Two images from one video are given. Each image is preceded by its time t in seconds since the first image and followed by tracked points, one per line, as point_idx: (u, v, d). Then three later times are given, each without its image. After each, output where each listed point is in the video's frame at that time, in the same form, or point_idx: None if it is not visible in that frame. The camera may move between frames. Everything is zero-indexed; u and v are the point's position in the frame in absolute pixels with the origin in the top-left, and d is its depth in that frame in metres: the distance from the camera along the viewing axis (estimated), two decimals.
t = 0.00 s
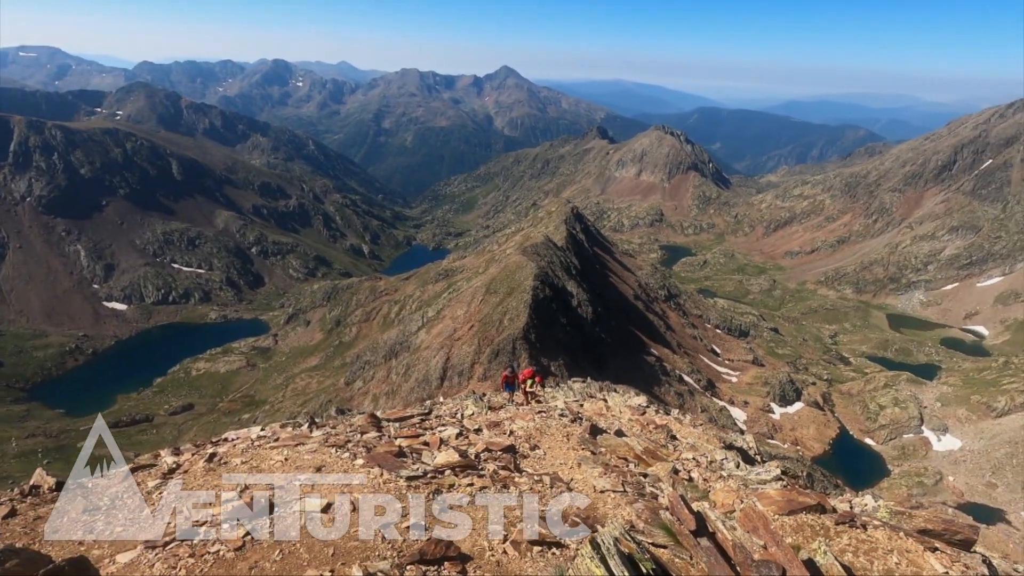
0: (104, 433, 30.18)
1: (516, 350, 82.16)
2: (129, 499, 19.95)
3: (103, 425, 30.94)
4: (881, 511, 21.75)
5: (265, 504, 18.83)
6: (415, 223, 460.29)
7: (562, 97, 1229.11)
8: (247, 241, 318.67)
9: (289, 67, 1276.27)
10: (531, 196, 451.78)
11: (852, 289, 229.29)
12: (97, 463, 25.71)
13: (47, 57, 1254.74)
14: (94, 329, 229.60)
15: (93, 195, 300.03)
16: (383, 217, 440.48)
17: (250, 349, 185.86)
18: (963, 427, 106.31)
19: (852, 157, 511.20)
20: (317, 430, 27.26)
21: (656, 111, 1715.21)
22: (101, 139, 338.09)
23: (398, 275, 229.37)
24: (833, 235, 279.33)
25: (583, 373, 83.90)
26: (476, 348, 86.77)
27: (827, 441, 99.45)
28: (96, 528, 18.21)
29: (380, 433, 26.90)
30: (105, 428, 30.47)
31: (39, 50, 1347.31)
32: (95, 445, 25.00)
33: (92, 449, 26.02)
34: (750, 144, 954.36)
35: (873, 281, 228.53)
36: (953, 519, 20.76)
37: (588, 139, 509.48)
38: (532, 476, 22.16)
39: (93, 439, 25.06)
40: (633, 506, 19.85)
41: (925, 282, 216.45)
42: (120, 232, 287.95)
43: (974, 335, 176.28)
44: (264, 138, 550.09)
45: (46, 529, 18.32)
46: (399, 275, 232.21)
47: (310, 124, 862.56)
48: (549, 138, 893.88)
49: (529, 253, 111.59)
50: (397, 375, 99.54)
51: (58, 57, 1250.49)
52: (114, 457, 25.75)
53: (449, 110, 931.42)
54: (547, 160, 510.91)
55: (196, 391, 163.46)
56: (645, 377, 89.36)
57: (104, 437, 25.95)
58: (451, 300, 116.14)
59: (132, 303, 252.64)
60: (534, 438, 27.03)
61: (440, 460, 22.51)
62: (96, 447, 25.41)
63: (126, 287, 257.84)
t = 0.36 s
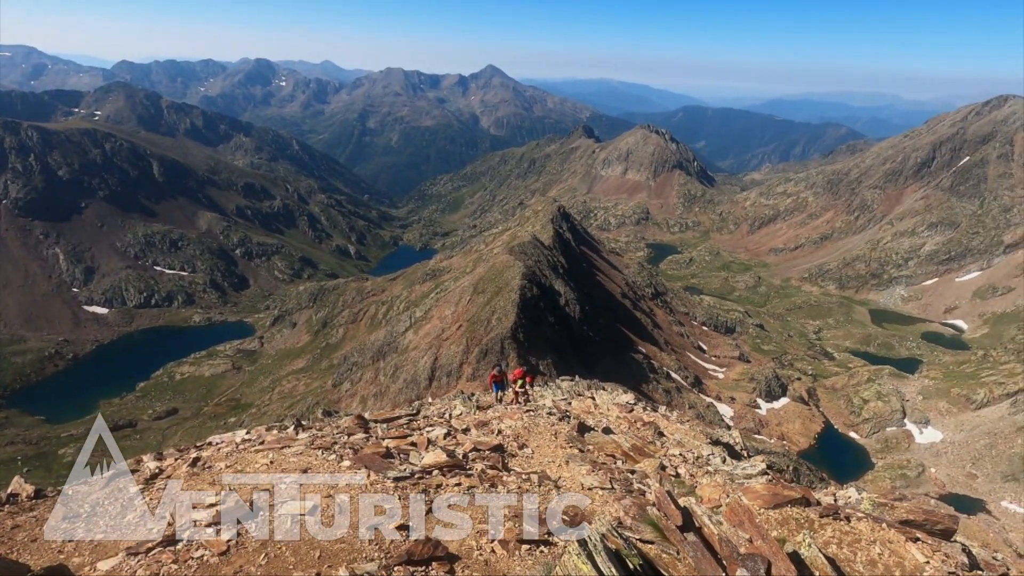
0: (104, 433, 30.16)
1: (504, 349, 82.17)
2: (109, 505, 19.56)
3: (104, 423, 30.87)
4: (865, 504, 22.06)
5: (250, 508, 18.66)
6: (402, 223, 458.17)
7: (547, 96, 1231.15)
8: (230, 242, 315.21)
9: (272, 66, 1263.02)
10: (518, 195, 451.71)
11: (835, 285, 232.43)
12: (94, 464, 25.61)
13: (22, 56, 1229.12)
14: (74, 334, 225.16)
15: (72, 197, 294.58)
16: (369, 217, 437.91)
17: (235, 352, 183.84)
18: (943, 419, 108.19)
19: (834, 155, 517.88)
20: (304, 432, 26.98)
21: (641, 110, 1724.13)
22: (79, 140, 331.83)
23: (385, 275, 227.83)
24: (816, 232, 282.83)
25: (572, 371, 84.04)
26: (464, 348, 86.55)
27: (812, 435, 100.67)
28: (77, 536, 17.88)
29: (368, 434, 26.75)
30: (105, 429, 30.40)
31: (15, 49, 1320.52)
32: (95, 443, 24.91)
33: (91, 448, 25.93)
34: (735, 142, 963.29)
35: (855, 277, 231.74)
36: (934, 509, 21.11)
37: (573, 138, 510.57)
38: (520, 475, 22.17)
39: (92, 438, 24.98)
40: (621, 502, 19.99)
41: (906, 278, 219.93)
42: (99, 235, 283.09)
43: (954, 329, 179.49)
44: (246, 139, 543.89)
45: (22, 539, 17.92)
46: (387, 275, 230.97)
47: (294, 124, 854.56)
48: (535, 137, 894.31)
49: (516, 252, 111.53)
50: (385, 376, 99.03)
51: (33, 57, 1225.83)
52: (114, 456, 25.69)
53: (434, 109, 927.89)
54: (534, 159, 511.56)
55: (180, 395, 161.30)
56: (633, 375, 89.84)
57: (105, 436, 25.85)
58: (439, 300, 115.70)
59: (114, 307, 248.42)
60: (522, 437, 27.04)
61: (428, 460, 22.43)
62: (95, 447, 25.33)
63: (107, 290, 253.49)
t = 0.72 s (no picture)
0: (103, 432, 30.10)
1: (493, 349, 82.22)
2: (96, 510, 19.33)
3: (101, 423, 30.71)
4: (851, 497, 22.28)
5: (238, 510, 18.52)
6: (390, 223, 456.33)
7: (535, 95, 1232.45)
8: (216, 244, 312.03)
9: (258, 66, 1251.69)
10: (506, 194, 451.77)
11: (821, 282, 235.00)
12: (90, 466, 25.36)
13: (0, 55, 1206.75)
14: (57, 338, 221.68)
15: (53, 199, 289.75)
16: (357, 217, 435.69)
17: (222, 355, 182.04)
18: (928, 413, 109.75)
19: (819, 153, 523.39)
20: (292, 434, 26.78)
21: (629, 109, 1729.75)
22: (61, 141, 326.33)
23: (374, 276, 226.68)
24: (802, 229, 285.66)
25: (562, 370, 84.19)
26: (454, 348, 86.36)
27: (800, 431, 101.64)
28: (61, 542, 17.68)
29: (357, 435, 26.60)
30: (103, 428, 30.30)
31: None
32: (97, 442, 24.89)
33: (92, 448, 25.88)
34: (721, 141, 970.06)
35: (841, 274, 234.31)
36: (917, 502, 21.41)
37: (561, 137, 511.11)
38: (511, 474, 22.17)
39: (93, 438, 24.86)
40: (611, 500, 20.06)
41: (890, 274, 222.85)
42: (82, 238, 278.92)
43: (937, 324, 182.22)
44: (232, 139, 538.63)
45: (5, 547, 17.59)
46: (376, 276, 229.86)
47: (280, 124, 847.65)
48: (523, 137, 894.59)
49: (506, 252, 111.47)
50: (374, 378, 98.59)
51: (12, 56, 1203.99)
52: (116, 454, 25.61)
53: (422, 109, 924.91)
54: (522, 158, 511.81)
55: (166, 399, 159.50)
56: (622, 373, 90.14)
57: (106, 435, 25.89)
58: (428, 300, 115.35)
59: (97, 311, 244.84)
60: (513, 436, 27.03)
61: (419, 460, 22.36)
62: (97, 447, 25.32)
63: (91, 293, 249.74)
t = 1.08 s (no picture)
0: (102, 432, 29.96)
1: (485, 349, 82.31)
2: (82, 515, 19.06)
3: (100, 423, 30.64)
4: (839, 492, 22.50)
5: (227, 514, 18.32)
6: (380, 224, 454.82)
7: (525, 95, 1233.57)
8: (205, 246, 309.32)
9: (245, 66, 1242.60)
10: (497, 194, 451.84)
11: (810, 279, 237.12)
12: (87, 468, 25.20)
13: None
14: (43, 342, 218.47)
15: (37, 201, 285.67)
16: (347, 218, 433.89)
17: (212, 357, 180.58)
18: (915, 409, 110.99)
19: (806, 152, 528.23)
20: (282, 437, 26.62)
21: (618, 108, 1736.43)
22: (44, 142, 321.75)
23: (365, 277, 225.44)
24: (791, 227, 288.13)
25: (554, 369, 84.20)
26: (445, 348, 86.21)
27: (790, 427, 102.40)
28: (46, 548, 17.39)
29: (348, 437, 26.44)
30: (101, 429, 30.17)
31: None
32: (95, 443, 24.79)
33: (89, 449, 25.79)
34: (710, 140, 976.24)
35: (829, 271, 236.52)
36: (904, 496, 21.65)
37: (552, 137, 511.78)
38: (503, 473, 22.17)
39: (90, 440, 24.71)
40: (603, 498, 20.11)
41: (878, 271, 225.27)
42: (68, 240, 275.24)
43: (924, 320, 184.48)
44: (220, 139, 534.30)
45: None
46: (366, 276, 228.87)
47: (268, 124, 842.00)
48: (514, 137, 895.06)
49: (497, 251, 111.35)
50: (366, 379, 98.21)
51: None
52: (113, 455, 25.49)
53: (412, 109, 922.75)
54: (512, 158, 512.20)
55: (155, 403, 157.92)
56: (614, 372, 90.34)
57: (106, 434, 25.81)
58: (419, 301, 115.04)
59: (83, 314, 241.72)
60: (504, 436, 26.99)
61: (410, 461, 22.29)
62: (96, 447, 25.19)
63: (77, 297, 246.57)
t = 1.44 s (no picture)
0: (101, 433, 29.99)
1: (477, 349, 82.28)
2: (70, 521, 18.85)
3: (100, 423, 30.64)
4: (829, 488, 22.68)
5: (217, 517, 18.19)
6: (371, 224, 453.03)
7: (516, 95, 1234.73)
8: (193, 247, 306.49)
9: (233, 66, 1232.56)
10: (488, 194, 451.67)
11: (799, 277, 239.11)
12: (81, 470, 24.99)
13: None
14: (29, 346, 215.29)
15: (22, 203, 281.59)
16: (338, 219, 431.82)
17: (201, 360, 179.05)
18: (904, 404, 112.20)
19: (795, 151, 532.57)
20: (273, 439, 26.43)
21: (609, 108, 1741.85)
22: (28, 143, 317.24)
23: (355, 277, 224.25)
24: (780, 225, 290.26)
25: (546, 369, 84.29)
26: (437, 349, 86.06)
27: (781, 424, 103.09)
28: (32, 555, 17.11)
29: (339, 438, 26.36)
30: (100, 429, 30.15)
31: None
32: (95, 442, 24.76)
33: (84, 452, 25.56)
34: (700, 139, 982.13)
35: (818, 269, 238.59)
36: (894, 491, 21.90)
37: (542, 136, 512.27)
38: (495, 472, 22.18)
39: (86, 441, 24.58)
40: (595, 496, 20.18)
41: (866, 268, 227.57)
42: (53, 243, 271.65)
43: (911, 316, 186.65)
44: (208, 140, 529.70)
45: None
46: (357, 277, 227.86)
47: (257, 124, 835.86)
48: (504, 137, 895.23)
49: (488, 251, 111.22)
50: (357, 380, 97.83)
51: None
52: (109, 456, 25.42)
53: (402, 109, 919.70)
54: (503, 158, 512.18)
55: (144, 406, 156.31)
56: (606, 371, 90.62)
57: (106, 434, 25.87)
58: (411, 301, 114.67)
59: (70, 317, 238.69)
60: (496, 435, 26.98)
61: (402, 462, 22.25)
62: (95, 447, 25.20)
63: (63, 300, 243.00)
